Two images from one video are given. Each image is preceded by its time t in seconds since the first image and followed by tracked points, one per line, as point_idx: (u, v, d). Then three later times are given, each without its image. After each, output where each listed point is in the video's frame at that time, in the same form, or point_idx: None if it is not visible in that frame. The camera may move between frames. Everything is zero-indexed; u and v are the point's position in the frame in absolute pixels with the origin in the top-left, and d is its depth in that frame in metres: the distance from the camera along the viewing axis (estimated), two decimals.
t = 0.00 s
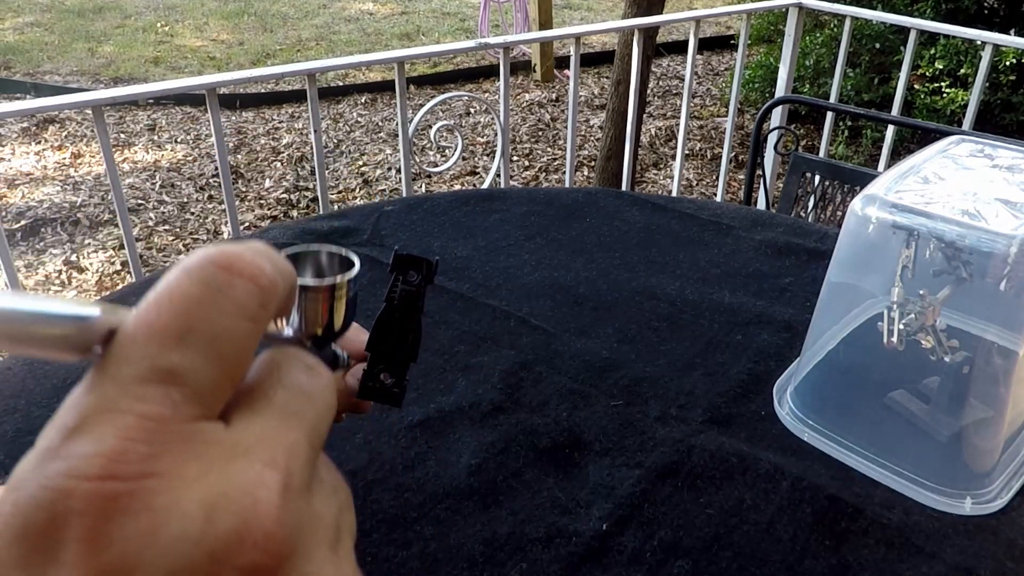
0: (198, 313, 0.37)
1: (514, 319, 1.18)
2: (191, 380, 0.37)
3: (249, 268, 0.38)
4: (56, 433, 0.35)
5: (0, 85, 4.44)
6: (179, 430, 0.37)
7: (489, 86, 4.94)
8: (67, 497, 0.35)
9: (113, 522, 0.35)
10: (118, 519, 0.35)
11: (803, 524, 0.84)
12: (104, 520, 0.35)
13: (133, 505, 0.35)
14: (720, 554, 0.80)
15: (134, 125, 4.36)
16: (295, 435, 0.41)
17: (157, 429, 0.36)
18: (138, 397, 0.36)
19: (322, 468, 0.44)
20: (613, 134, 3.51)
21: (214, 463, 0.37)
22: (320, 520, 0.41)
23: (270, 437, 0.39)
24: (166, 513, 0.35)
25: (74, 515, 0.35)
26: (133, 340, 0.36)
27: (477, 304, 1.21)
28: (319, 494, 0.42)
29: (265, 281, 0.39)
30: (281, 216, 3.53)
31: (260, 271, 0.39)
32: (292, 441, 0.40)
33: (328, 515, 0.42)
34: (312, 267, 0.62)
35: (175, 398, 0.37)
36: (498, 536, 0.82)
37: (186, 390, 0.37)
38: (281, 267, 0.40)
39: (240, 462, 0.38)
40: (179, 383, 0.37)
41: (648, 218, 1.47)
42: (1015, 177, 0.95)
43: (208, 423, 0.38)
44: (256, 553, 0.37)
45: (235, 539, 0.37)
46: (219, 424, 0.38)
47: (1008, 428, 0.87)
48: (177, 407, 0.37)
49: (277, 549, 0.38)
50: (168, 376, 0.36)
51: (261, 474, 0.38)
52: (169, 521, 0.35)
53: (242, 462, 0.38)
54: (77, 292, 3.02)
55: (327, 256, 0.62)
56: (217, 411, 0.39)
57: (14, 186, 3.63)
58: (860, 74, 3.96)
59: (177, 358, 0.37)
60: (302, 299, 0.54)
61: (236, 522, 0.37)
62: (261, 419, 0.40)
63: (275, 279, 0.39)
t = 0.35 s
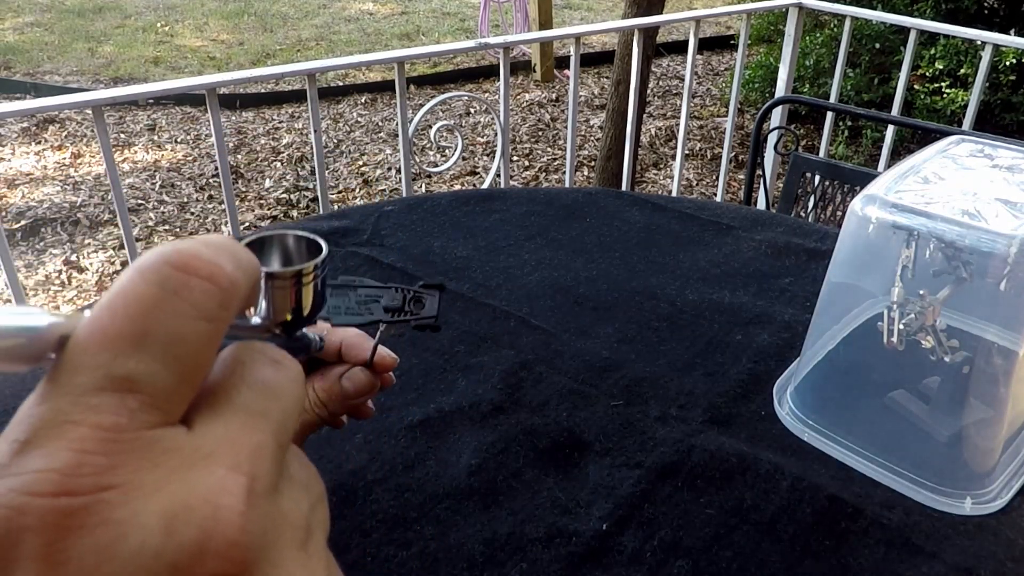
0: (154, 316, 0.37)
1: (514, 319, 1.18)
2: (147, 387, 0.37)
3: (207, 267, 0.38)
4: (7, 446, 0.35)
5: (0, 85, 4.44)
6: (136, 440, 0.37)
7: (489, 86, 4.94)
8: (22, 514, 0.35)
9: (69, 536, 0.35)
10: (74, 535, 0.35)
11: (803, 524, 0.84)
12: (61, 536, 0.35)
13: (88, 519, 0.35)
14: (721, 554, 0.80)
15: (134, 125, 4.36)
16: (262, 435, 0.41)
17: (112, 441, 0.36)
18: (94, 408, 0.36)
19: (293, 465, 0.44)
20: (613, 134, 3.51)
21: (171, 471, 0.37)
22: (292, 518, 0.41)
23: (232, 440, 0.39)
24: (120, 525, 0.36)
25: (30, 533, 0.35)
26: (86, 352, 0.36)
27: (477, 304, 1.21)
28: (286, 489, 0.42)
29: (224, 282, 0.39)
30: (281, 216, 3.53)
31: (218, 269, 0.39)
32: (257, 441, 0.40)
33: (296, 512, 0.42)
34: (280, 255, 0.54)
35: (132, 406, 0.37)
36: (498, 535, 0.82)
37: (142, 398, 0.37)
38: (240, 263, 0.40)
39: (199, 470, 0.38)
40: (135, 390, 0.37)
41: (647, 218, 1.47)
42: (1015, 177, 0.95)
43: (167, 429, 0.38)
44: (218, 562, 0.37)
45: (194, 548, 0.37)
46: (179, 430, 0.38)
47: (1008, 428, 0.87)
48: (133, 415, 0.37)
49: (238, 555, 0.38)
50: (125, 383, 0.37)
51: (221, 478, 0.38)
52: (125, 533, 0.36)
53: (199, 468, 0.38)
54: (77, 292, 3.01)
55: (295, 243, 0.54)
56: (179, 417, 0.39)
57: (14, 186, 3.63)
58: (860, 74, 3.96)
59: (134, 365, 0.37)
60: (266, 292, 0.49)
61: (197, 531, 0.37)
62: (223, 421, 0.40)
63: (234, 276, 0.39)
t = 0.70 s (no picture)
0: (110, 296, 0.32)
1: (514, 319, 1.18)
2: (107, 372, 0.32)
3: (165, 245, 0.33)
4: None
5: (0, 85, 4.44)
6: (91, 428, 0.32)
7: (489, 86, 4.94)
8: None
9: (21, 530, 0.30)
10: (25, 529, 0.30)
11: (803, 524, 0.84)
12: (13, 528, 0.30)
13: (44, 509, 0.31)
14: (721, 554, 0.80)
15: (134, 125, 4.36)
16: (232, 416, 0.36)
17: (68, 428, 0.31)
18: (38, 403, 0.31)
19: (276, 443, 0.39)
20: (613, 133, 3.51)
21: (133, 458, 0.32)
22: (269, 501, 0.36)
23: (207, 423, 0.35)
24: (79, 518, 0.31)
25: None
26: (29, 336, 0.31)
27: (477, 304, 1.21)
28: (265, 469, 0.37)
29: (188, 257, 0.34)
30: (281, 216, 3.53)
31: (178, 247, 0.34)
32: (226, 424, 0.35)
33: (273, 495, 0.37)
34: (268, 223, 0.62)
35: (87, 392, 0.32)
36: (498, 535, 0.82)
37: (102, 382, 0.32)
38: (207, 239, 0.35)
39: (160, 456, 0.33)
40: (96, 377, 0.32)
41: (647, 218, 1.47)
42: (1015, 177, 0.95)
43: (128, 415, 0.33)
44: (182, 553, 0.32)
45: (152, 539, 0.32)
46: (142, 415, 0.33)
47: (1008, 428, 0.88)
48: (95, 401, 0.32)
49: (201, 546, 0.33)
50: (82, 369, 0.32)
51: (183, 463, 0.33)
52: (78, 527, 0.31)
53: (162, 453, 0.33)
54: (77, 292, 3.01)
55: (280, 210, 0.62)
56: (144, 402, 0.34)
57: (14, 186, 3.63)
58: (860, 74, 3.96)
59: (91, 348, 0.32)
60: (256, 263, 0.52)
61: (158, 518, 0.32)
62: (190, 402, 0.35)
63: (198, 253, 0.34)
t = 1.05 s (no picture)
0: (154, 321, 0.31)
1: (514, 319, 1.18)
2: (149, 401, 0.31)
3: (209, 267, 0.32)
4: None
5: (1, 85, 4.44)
6: (124, 457, 0.31)
7: (489, 86, 4.94)
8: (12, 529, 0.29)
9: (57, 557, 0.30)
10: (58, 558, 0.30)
11: (803, 524, 0.84)
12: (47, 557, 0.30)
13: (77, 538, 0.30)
14: (721, 554, 0.80)
15: (134, 125, 4.36)
16: (266, 447, 0.34)
17: (106, 456, 0.30)
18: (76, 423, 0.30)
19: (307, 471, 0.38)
20: (613, 133, 3.51)
21: (167, 488, 0.31)
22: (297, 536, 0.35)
23: (242, 454, 0.33)
24: (111, 549, 0.30)
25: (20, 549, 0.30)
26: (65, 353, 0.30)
27: (477, 304, 1.21)
28: (294, 499, 0.36)
29: (232, 279, 0.32)
30: (281, 216, 3.53)
31: (224, 270, 0.32)
32: (261, 455, 0.34)
33: (303, 530, 0.36)
34: (311, 238, 0.62)
35: (127, 417, 0.31)
36: (498, 535, 0.83)
37: (144, 410, 0.31)
38: (250, 260, 0.34)
39: (197, 485, 0.32)
40: (135, 403, 0.31)
41: (647, 218, 1.47)
42: (1015, 177, 0.95)
43: (165, 442, 0.32)
44: None
45: None
46: (179, 442, 0.32)
47: (1008, 428, 0.88)
48: (131, 429, 0.31)
49: None
50: (120, 395, 0.31)
51: (218, 496, 0.32)
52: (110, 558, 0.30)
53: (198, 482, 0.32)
54: (77, 292, 3.01)
55: (326, 226, 0.63)
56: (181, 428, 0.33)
57: (14, 186, 3.63)
58: (860, 74, 3.96)
59: (131, 373, 0.31)
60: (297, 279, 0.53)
61: (189, 558, 0.31)
62: (224, 430, 0.34)
63: (242, 276, 0.33)
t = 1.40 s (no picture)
0: (303, 409, 0.37)
1: (514, 319, 1.18)
2: (283, 481, 0.38)
3: (363, 352, 0.38)
4: (131, 528, 0.38)
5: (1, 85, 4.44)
6: (262, 545, 0.39)
7: (489, 86, 4.94)
8: None
9: None
10: None
11: (803, 524, 0.84)
12: None
13: None
14: (720, 554, 0.80)
15: (134, 125, 4.36)
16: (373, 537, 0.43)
17: (239, 545, 0.38)
18: (225, 504, 0.38)
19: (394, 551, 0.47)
20: (613, 133, 3.51)
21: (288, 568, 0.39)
22: None
23: (355, 549, 0.42)
24: None
25: None
26: (227, 439, 0.37)
27: (477, 304, 1.21)
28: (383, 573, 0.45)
29: (377, 365, 0.38)
30: (281, 216, 3.53)
31: (371, 353, 0.38)
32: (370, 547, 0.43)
33: None
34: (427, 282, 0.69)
35: (263, 504, 0.38)
36: (498, 535, 0.83)
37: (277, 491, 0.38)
38: (392, 339, 0.39)
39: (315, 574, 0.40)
40: (271, 484, 0.38)
41: (647, 218, 1.47)
42: (1015, 176, 0.95)
43: (295, 531, 0.40)
44: None
45: None
46: (306, 531, 0.41)
47: (1007, 428, 0.88)
48: (265, 514, 0.38)
49: None
50: (262, 478, 0.38)
51: None
52: None
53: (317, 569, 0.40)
54: (77, 292, 3.01)
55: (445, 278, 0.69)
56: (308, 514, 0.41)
57: (14, 186, 3.63)
58: (860, 74, 3.96)
59: (273, 459, 0.38)
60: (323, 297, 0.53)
61: None
62: (345, 518, 0.42)
63: (386, 359, 0.39)
